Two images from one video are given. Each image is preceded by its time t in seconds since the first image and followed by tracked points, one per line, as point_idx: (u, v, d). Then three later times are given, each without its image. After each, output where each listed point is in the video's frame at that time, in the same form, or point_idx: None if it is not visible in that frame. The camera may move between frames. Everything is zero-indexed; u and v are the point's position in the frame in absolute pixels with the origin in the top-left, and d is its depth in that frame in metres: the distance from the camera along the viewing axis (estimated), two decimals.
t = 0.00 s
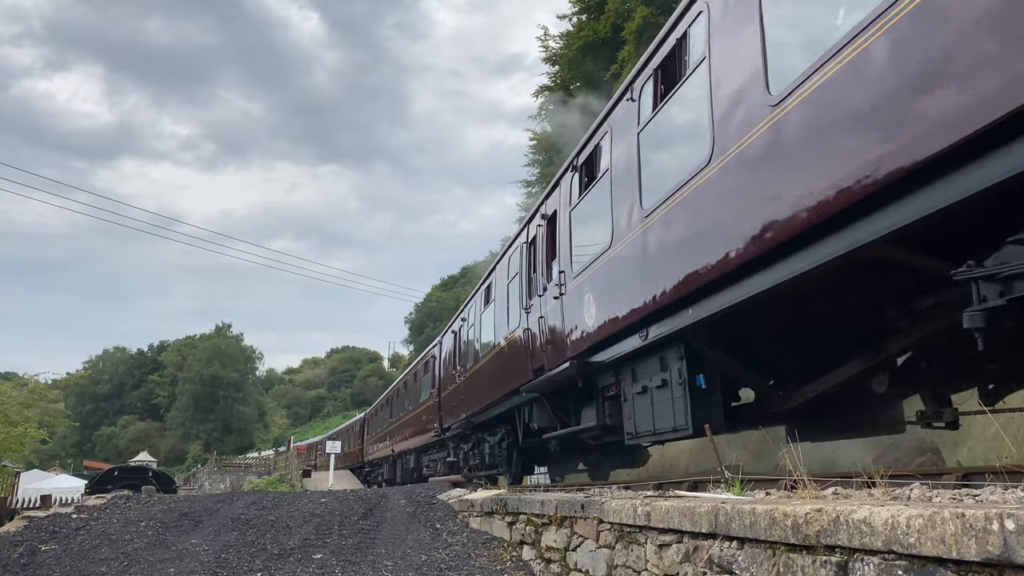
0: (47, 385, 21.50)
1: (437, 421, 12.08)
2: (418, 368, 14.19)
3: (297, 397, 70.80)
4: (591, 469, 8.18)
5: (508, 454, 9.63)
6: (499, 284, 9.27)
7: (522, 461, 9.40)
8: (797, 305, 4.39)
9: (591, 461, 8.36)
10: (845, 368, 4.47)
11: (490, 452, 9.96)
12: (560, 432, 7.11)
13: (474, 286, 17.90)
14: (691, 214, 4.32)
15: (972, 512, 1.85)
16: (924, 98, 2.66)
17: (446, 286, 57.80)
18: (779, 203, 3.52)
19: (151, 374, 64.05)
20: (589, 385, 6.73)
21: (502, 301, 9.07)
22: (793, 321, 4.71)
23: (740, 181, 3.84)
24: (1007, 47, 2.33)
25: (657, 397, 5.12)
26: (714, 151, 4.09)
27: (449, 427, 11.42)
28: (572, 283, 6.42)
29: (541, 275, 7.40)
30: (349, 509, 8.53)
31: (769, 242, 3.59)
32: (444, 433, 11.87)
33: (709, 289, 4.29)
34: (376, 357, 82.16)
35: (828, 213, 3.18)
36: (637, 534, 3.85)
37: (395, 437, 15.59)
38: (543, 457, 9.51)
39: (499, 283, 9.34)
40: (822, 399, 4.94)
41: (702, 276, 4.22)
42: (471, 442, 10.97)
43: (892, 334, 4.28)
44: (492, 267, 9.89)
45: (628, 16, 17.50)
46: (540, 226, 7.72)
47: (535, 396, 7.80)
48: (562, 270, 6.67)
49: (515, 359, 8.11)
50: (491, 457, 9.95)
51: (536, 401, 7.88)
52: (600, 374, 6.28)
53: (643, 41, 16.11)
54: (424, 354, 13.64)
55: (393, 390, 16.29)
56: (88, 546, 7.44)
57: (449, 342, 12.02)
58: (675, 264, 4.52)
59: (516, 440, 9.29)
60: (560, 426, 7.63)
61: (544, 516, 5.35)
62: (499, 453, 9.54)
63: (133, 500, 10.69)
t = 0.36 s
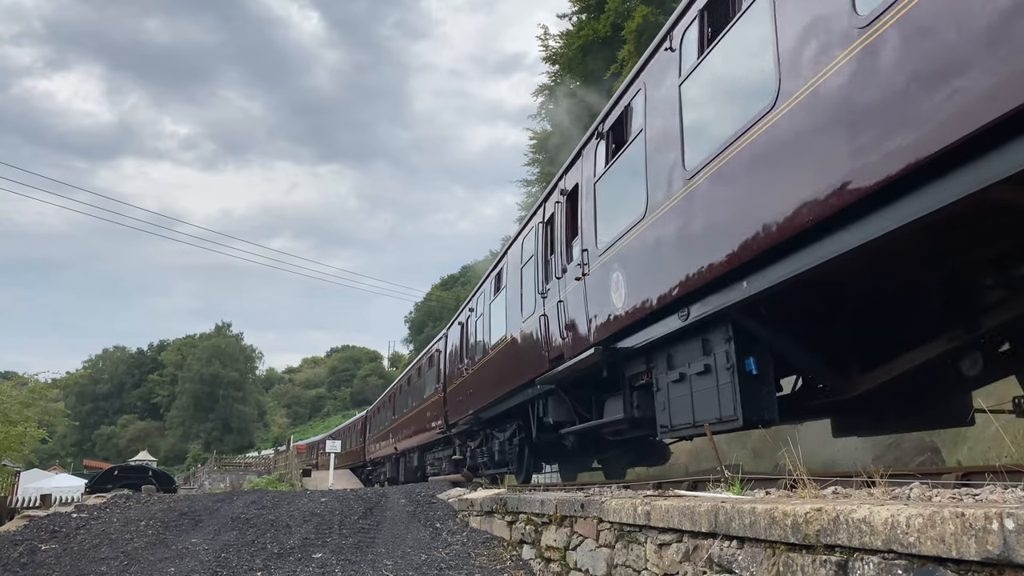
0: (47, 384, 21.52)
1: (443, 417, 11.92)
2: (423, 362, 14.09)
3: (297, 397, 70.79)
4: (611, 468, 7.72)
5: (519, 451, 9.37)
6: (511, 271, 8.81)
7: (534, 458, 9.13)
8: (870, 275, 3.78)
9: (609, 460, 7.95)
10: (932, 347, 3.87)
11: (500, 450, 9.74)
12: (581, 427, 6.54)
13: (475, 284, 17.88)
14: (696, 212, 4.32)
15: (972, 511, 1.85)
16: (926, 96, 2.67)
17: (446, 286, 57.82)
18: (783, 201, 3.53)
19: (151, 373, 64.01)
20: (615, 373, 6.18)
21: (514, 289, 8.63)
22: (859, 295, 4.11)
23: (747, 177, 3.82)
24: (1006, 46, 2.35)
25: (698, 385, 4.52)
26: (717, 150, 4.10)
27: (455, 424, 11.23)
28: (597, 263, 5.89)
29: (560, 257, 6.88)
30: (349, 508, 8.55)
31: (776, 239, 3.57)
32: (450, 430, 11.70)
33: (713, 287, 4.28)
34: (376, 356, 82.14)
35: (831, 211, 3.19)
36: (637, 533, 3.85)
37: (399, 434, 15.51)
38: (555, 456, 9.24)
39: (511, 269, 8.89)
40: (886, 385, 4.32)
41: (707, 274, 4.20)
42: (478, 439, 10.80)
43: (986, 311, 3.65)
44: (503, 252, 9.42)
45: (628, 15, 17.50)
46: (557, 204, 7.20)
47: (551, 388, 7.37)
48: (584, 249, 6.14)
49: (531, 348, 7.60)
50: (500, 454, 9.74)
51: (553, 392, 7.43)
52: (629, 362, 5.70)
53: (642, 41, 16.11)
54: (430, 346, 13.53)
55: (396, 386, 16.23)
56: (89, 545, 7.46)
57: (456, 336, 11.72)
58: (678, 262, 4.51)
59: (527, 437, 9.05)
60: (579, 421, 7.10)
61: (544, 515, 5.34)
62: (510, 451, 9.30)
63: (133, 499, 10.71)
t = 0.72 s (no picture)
0: (47, 384, 21.52)
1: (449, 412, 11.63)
2: (429, 356, 13.86)
3: (297, 396, 70.81)
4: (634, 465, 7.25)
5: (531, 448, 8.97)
6: (525, 253, 8.27)
7: (547, 455, 8.73)
8: (958, 239, 3.29)
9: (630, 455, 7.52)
10: None
11: (510, 448, 9.36)
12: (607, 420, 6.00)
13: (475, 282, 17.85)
14: (697, 210, 4.30)
15: (972, 510, 1.85)
16: (925, 97, 2.67)
17: (446, 285, 57.83)
18: (784, 199, 3.52)
19: (150, 373, 64.00)
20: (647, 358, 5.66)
21: (528, 273, 8.10)
22: (942, 266, 3.61)
23: (751, 174, 3.78)
24: (1004, 48, 2.35)
25: (749, 370, 4.00)
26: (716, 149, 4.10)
27: (463, 419, 10.89)
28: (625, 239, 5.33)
29: (580, 234, 6.31)
30: (349, 508, 8.55)
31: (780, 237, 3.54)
32: (455, 426, 11.40)
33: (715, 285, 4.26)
34: (376, 356, 82.14)
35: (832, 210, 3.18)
36: (637, 533, 3.85)
37: (404, 431, 15.31)
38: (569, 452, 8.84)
39: (524, 251, 8.36)
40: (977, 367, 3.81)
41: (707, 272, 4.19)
42: (486, 435, 10.47)
43: None
44: (515, 235, 8.86)
45: (628, 15, 17.49)
46: (577, 176, 6.61)
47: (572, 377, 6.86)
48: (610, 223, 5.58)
49: (548, 333, 7.05)
50: (510, 452, 9.37)
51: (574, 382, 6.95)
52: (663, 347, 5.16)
53: (642, 40, 16.11)
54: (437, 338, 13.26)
55: (400, 381, 16.08)
56: (88, 545, 7.46)
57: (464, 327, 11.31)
58: (680, 260, 4.49)
59: (540, 434, 8.67)
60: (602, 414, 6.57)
61: (544, 515, 5.35)
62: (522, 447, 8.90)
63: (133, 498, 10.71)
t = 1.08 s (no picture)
0: (46, 383, 21.50)
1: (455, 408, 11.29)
2: (435, 350, 13.55)
3: (297, 395, 70.80)
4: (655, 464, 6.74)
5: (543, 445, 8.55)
6: (540, 235, 7.74)
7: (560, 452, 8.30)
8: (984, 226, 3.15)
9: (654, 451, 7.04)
10: None
11: (520, 445, 8.93)
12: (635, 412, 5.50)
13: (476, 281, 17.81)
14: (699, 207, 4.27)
15: (972, 510, 1.85)
16: (925, 96, 2.67)
17: (446, 285, 57.81)
18: (787, 197, 3.50)
19: (150, 372, 63.99)
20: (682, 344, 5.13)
21: (543, 258, 7.59)
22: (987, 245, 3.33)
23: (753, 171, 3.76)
24: (1006, 48, 2.34)
25: (811, 352, 3.52)
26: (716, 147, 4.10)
27: (470, 415, 10.48)
28: (658, 210, 4.81)
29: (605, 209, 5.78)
30: (349, 507, 8.55)
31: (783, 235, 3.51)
32: (463, 423, 11.03)
33: (719, 282, 4.23)
34: (376, 355, 82.12)
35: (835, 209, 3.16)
36: (637, 532, 3.85)
37: (409, 429, 15.04)
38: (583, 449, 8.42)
39: (538, 234, 7.83)
40: None
41: (710, 270, 4.15)
42: (495, 432, 10.11)
43: None
44: (528, 219, 8.34)
45: (628, 14, 17.48)
46: (602, 145, 6.04)
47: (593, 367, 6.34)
48: (641, 192, 5.05)
49: (568, 318, 6.53)
50: (521, 449, 8.96)
51: (595, 371, 6.45)
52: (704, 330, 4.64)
53: (642, 39, 16.10)
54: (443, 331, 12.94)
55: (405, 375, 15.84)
56: (88, 544, 7.45)
57: (472, 317, 10.87)
58: (683, 257, 4.45)
59: (554, 430, 8.26)
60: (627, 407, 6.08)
61: (544, 514, 5.34)
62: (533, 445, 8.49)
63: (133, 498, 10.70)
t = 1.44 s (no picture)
0: (46, 382, 21.50)
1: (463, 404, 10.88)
2: (440, 344, 13.16)
3: (297, 395, 70.79)
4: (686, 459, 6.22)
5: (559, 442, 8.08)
6: (557, 215, 7.14)
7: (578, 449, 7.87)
8: None
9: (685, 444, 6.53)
10: None
11: (534, 441, 8.50)
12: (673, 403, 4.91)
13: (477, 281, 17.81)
14: (701, 204, 4.23)
15: (972, 510, 1.85)
16: (927, 94, 2.68)
17: (446, 285, 57.81)
18: (785, 196, 3.50)
19: (150, 372, 63.99)
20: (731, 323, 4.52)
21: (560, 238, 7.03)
22: None
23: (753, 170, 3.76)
24: (1003, 51, 2.36)
25: (906, 325, 2.99)
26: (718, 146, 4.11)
27: (480, 411, 10.03)
28: (705, 169, 4.22)
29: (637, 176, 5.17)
30: (348, 507, 8.54)
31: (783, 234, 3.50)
32: (470, 419, 10.65)
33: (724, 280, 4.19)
34: (376, 356, 82.11)
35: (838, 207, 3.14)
36: (636, 532, 3.85)
37: (413, 427, 14.74)
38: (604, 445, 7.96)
39: (555, 212, 7.25)
40: None
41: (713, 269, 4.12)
42: (506, 428, 9.69)
43: None
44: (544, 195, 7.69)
45: (628, 14, 17.46)
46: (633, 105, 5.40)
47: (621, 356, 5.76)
48: (685, 151, 4.47)
49: (592, 302, 5.91)
50: (535, 446, 8.51)
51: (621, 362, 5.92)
52: (764, 306, 4.05)
53: (642, 39, 16.10)
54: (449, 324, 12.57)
55: (410, 372, 15.76)
56: (87, 545, 7.44)
57: (480, 308, 10.37)
58: (686, 255, 4.40)
59: (571, 426, 7.79)
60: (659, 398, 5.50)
61: (544, 514, 5.34)
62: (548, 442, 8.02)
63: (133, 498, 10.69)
